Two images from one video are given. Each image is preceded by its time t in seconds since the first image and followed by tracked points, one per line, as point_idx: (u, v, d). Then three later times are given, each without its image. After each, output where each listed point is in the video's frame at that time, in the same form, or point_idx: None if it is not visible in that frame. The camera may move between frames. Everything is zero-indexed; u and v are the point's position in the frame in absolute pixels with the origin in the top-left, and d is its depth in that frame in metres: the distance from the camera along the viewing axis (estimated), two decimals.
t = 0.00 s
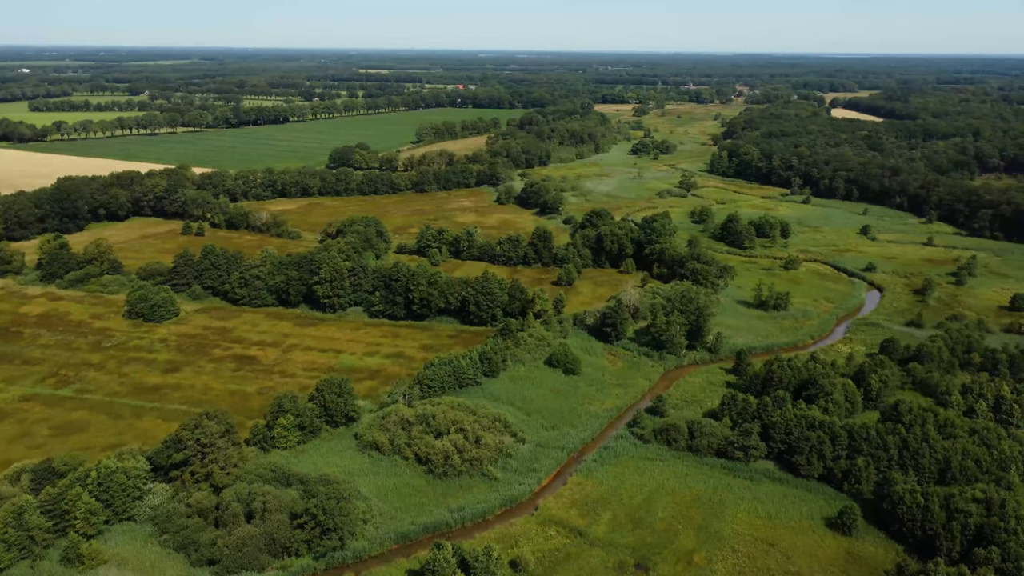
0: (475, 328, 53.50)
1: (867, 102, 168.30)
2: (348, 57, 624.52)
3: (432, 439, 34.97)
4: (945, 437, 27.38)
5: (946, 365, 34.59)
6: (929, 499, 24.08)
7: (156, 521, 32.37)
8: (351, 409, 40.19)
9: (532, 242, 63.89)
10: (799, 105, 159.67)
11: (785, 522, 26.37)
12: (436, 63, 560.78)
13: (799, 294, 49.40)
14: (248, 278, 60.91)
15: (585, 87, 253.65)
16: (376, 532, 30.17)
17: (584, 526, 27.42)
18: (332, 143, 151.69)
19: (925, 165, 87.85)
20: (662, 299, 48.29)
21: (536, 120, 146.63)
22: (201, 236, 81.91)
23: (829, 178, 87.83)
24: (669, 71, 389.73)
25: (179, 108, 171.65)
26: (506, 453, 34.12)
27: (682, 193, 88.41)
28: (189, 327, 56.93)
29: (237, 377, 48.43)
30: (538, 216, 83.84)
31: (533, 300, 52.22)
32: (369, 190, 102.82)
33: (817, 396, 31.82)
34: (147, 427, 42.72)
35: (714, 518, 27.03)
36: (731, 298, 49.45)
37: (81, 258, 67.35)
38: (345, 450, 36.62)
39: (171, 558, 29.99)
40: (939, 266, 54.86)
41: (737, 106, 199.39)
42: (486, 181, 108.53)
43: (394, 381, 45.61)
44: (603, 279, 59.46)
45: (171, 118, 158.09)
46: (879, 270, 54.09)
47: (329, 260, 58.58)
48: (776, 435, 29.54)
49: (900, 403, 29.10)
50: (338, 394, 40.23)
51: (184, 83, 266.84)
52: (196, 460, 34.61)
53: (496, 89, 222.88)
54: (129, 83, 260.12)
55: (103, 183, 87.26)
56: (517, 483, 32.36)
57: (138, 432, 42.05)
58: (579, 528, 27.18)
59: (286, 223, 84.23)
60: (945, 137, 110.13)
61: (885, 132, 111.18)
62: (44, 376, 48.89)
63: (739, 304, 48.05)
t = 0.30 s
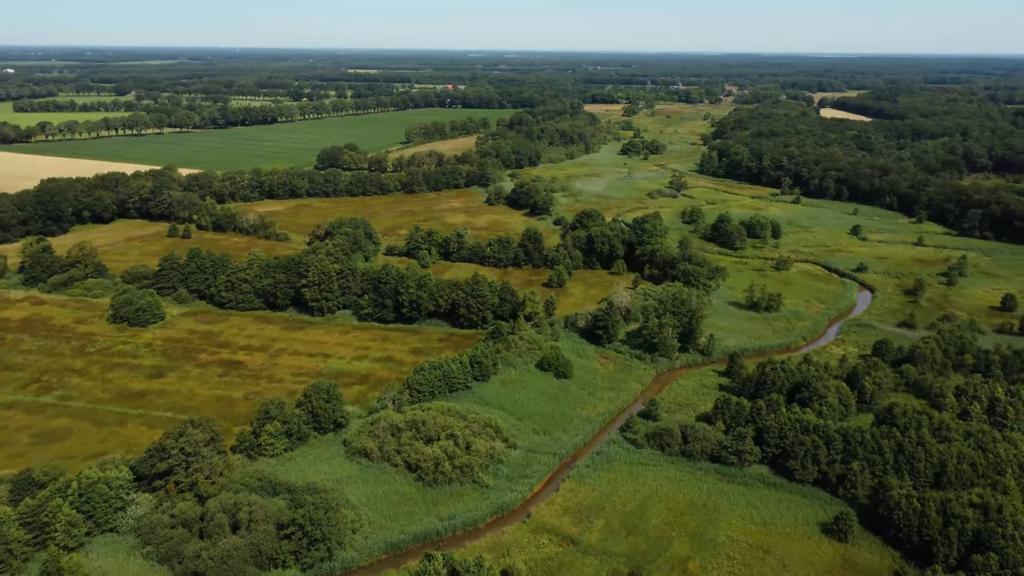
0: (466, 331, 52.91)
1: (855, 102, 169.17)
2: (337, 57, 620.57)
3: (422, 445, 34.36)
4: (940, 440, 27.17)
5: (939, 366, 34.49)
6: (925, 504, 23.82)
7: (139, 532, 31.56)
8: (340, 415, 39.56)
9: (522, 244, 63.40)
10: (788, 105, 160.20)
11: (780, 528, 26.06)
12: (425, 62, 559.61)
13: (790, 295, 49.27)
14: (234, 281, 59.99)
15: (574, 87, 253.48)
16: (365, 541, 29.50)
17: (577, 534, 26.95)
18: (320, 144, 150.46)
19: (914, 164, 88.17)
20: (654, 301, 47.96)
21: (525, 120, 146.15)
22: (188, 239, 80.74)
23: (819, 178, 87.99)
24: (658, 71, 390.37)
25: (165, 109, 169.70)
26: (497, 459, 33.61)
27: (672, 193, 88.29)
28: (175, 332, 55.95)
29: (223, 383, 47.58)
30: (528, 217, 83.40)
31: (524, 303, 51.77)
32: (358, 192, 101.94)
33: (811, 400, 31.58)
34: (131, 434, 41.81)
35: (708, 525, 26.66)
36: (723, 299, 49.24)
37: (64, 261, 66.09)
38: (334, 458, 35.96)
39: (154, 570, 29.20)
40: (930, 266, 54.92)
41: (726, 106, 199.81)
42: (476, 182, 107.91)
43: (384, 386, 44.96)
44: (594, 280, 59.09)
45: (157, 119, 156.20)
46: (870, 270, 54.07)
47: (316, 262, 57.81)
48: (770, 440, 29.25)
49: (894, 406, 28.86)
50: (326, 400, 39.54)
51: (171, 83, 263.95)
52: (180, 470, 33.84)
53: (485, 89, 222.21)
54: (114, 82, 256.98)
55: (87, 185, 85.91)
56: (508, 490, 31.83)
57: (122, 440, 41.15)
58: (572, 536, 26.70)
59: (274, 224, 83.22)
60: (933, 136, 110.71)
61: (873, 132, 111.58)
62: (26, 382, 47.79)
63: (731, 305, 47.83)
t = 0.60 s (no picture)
0: (456, 334, 52.32)
1: (843, 102, 170.05)
2: (326, 57, 617.50)
3: (412, 452, 33.74)
4: (935, 444, 26.95)
5: (933, 368, 34.35)
6: (922, 509, 23.58)
7: (121, 544, 30.72)
8: (328, 421, 38.88)
9: (513, 246, 62.90)
10: (778, 104, 160.77)
11: (775, 535, 25.72)
12: (414, 62, 557.00)
13: (781, 296, 49.11)
14: (221, 284, 59.07)
15: (564, 87, 253.37)
16: (354, 552, 28.83)
17: (570, 542, 26.45)
18: (309, 145, 149.27)
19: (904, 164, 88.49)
20: (646, 303, 47.64)
21: (515, 121, 145.70)
22: (174, 241, 79.59)
23: (809, 178, 88.15)
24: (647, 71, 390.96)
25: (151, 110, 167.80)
26: (488, 466, 33.07)
27: (663, 193, 88.15)
28: (161, 336, 54.97)
29: (209, 389, 46.72)
30: (518, 218, 82.93)
31: (515, 305, 51.28)
32: (347, 193, 101.06)
33: (805, 403, 31.30)
34: (115, 442, 40.90)
35: (702, 532, 26.27)
36: (714, 300, 49.01)
37: (47, 265, 64.84)
38: (322, 465, 35.31)
39: None
40: (921, 266, 54.97)
41: (715, 106, 200.30)
42: (466, 183, 107.29)
43: (373, 391, 44.30)
44: (585, 282, 58.73)
45: (143, 120, 154.39)
46: (861, 271, 54.04)
47: (304, 265, 57.01)
48: (764, 444, 28.93)
49: (889, 409, 28.66)
50: (314, 407, 38.86)
51: (157, 83, 261.27)
52: (163, 480, 33.13)
53: (474, 89, 221.62)
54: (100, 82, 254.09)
55: (71, 187, 84.54)
56: (500, 497, 31.30)
57: (105, 448, 40.23)
58: (565, 545, 26.21)
59: (262, 226, 82.22)
60: (921, 136, 111.27)
61: (863, 132, 112.01)
62: (6, 389, 46.70)
63: (723, 307, 47.58)
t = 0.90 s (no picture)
0: (446, 338, 51.73)
1: (832, 102, 170.80)
2: (314, 57, 613.89)
3: (402, 459, 33.14)
4: (930, 447, 26.74)
5: (926, 370, 34.23)
6: (918, 514, 23.38)
7: (103, 557, 29.71)
8: (316, 428, 38.19)
9: (503, 247, 62.42)
10: (767, 104, 161.24)
11: (771, 542, 25.38)
12: (404, 62, 554.75)
13: (773, 297, 48.94)
14: (207, 288, 58.14)
15: (554, 87, 253.14)
16: (342, 563, 28.18)
17: (562, 551, 25.98)
18: (297, 145, 148.00)
19: (893, 164, 88.82)
20: (637, 305, 47.30)
21: (505, 121, 145.16)
22: (159, 244, 78.43)
23: (799, 179, 88.29)
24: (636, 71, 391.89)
25: (137, 110, 165.80)
26: (479, 473, 32.52)
27: (653, 194, 88.02)
28: (145, 341, 53.99)
29: (195, 395, 45.87)
30: (508, 219, 82.46)
31: (505, 308, 50.79)
32: (335, 194, 100.15)
33: (799, 407, 31.04)
34: (97, 451, 39.97)
35: (697, 539, 25.89)
36: (706, 302, 48.76)
37: (29, 269, 63.58)
38: (309, 474, 34.64)
39: None
40: (912, 267, 55.01)
41: (705, 106, 200.66)
42: (455, 184, 106.60)
43: (362, 396, 43.65)
44: (576, 284, 58.39)
45: (129, 120, 152.44)
46: (852, 271, 54.01)
47: (292, 268, 56.21)
48: (759, 449, 28.64)
49: (883, 412, 28.46)
50: (301, 413, 38.16)
51: (143, 83, 258.48)
52: (147, 490, 32.00)
53: (464, 89, 220.76)
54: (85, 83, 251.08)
55: (54, 189, 83.14)
56: (491, 505, 30.76)
57: (88, 457, 39.31)
58: (558, 554, 25.73)
59: (249, 228, 81.21)
60: (910, 136, 111.78)
61: (852, 132, 112.39)
62: None
63: (715, 309, 47.34)
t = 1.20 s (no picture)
0: (436, 341, 51.15)
1: (821, 102, 171.60)
2: (303, 57, 610.65)
3: (391, 467, 32.55)
4: (925, 451, 26.56)
5: (919, 372, 34.14)
6: (915, 520, 23.16)
7: (83, 570, 28.42)
8: (303, 435, 37.47)
9: (493, 249, 61.93)
10: (756, 104, 161.77)
11: (766, 548, 25.06)
12: (392, 63, 553.08)
13: (765, 298, 48.77)
14: (192, 291, 57.21)
15: (544, 87, 252.91)
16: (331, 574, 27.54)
17: (556, 560, 25.49)
18: (285, 146, 146.69)
19: (882, 164, 89.16)
20: (629, 307, 46.98)
21: (495, 121, 144.62)
22: (145, 246, 77.24)
23: (789, 179, 88.44)
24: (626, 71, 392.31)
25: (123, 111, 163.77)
26: (470, 479, 32.00)
27: (644, 194, 87.85)
28: (130, 346, 52.99)
29: (181, 401, 45.01)
30: (498, 220, 81.97)
31: (496, 311, 50.30)
32: (324, 195, 99.19)
33: (793, 410, 30.80)
34: (80, 459, 39.06)
35: (691, 547, 25.52)
36: (698, 304, 48.53)
37: (11, 272, 62.34)
38: (297, 482, 33.95)
39: None
40: (902, 267, 55.06)
41: (694, 106, 201.07)
42: (445, 184, 105.90)
43: (351, 402, 43.01)
44: (567, 286, 58.03)
45: (115, 121, 150.54)
46: (843, 272, 53.99)
47: (279, 271, 55.42)
48: (753, 454, 28.35)
49: (878, 416, 28.24)
50: (288, 420, 37.40)
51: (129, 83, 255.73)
52: (129, 500, 31.03)
53: (453, 89, 219.95)
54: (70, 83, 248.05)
55: (37, 192, 81.73)
56: (482, 513, 30.23)
57: (70, 466, 38.39)
58: (551, 563, 25.24)
59: (236, 230, 80.15)
60: (899, 135, 112.35)
61: (841, 132, 112.82)
62: None
63: (706, 311, 47.12)
